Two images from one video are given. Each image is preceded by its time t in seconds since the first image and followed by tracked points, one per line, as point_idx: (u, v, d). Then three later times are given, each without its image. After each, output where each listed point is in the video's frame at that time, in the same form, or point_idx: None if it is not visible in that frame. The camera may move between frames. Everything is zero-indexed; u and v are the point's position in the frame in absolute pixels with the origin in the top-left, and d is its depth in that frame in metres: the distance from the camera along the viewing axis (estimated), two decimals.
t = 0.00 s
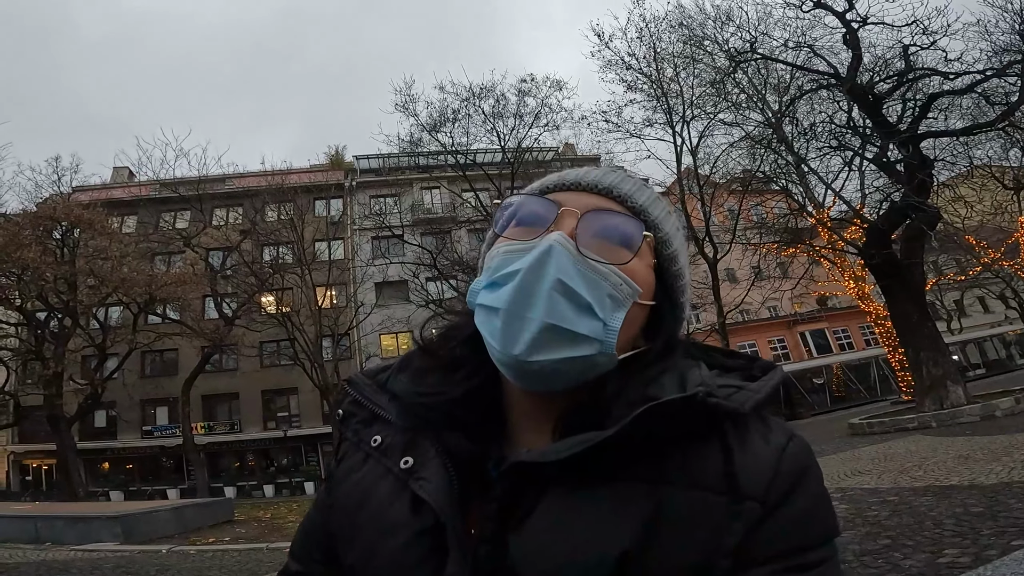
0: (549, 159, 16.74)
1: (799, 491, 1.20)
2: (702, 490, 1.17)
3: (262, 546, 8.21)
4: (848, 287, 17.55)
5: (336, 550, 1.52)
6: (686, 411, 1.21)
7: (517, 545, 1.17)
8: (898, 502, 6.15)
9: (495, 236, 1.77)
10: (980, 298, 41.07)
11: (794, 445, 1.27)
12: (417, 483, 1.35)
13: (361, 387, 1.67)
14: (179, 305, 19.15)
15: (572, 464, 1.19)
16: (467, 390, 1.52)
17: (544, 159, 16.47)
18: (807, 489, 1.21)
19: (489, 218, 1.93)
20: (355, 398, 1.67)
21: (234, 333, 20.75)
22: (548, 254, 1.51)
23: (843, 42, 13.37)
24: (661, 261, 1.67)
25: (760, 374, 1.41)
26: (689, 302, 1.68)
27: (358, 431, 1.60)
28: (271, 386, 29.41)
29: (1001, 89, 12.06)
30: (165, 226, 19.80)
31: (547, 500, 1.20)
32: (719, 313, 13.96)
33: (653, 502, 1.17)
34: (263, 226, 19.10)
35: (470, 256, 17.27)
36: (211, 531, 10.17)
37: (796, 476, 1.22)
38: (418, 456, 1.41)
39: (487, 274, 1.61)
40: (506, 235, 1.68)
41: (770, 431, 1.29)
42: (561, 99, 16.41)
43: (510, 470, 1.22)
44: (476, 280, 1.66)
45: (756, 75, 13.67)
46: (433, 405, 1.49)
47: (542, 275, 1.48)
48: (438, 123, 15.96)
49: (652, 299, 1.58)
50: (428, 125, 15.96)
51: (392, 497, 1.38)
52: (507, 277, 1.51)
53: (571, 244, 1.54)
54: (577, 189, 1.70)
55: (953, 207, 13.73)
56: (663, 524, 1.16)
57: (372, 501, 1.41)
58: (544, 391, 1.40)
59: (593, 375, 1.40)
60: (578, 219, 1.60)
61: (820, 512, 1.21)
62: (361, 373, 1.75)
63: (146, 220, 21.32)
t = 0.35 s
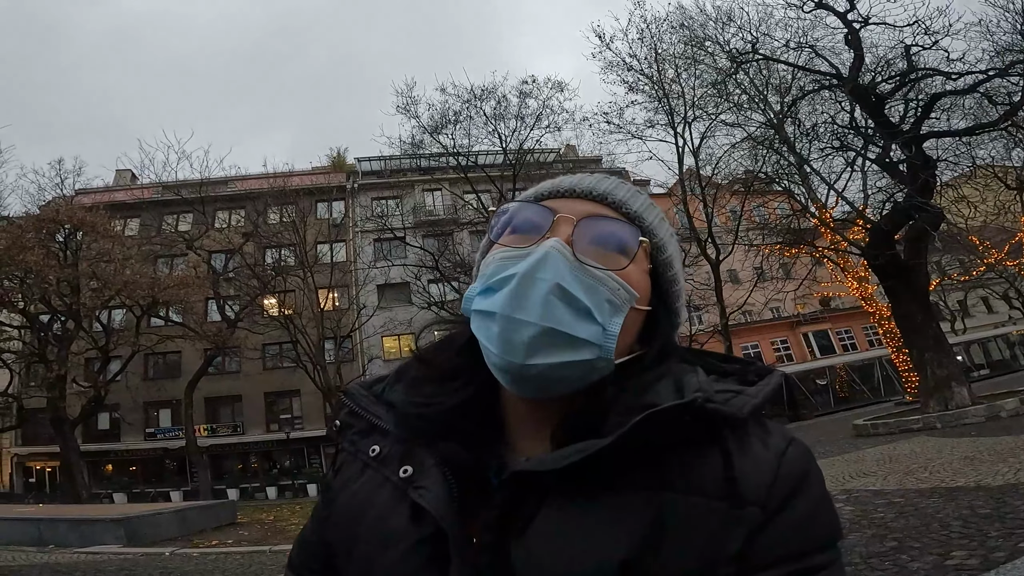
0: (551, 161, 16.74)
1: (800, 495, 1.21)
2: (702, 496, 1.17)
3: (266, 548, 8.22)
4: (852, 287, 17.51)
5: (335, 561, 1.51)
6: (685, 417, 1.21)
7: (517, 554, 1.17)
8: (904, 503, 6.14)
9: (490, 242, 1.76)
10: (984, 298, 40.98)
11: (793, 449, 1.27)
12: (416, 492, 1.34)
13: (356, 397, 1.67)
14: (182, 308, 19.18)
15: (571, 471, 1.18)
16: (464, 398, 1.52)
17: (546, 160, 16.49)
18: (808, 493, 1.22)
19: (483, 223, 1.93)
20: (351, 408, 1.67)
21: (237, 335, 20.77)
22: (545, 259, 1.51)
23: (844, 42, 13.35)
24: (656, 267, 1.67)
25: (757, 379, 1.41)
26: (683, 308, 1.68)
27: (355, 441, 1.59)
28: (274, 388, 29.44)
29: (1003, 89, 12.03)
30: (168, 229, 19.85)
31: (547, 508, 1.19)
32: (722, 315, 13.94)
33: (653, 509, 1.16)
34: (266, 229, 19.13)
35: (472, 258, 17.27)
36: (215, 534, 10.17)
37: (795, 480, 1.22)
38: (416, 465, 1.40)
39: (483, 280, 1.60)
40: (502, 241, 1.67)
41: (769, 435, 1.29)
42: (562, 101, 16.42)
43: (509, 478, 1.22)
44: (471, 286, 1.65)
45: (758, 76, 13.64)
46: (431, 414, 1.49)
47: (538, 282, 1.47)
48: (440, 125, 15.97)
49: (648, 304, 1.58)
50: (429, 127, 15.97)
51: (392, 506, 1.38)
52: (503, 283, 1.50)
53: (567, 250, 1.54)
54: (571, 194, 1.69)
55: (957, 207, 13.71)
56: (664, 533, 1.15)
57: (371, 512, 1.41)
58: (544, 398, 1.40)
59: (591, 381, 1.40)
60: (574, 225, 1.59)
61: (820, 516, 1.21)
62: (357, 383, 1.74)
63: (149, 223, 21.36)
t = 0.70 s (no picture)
0: (552, 163, 16.78)
1: (782, 495, 1.19)
2: (686, 495, 1.17)
3: (265, 548, 8.23)
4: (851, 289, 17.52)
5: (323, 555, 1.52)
6: (669, 416, 1.21)
7: (503, 549, 1.19)
8: (902, 504, 6.14)
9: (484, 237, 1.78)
10: (984, 300, 40.99)
11: (776, 447, 1.25)
12: (403, 488, 1.34)
13: (346, 390, 1.65)
14: (182, 309, 19.19)
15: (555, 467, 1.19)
16: (455, 394, 1.53)
17: (547, 162, 16.54)
18: (791, 491, 1.20)
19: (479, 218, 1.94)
20: (339, 401, 1.65)
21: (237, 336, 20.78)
22: (537, 257, 1.52)
23: (844, 44, 13.37)
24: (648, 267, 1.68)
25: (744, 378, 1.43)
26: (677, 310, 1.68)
27: (343, 436, 1.59)
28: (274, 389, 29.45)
29: (1002, 91, 12.05)
30: (168, 230, 19.89)
31: (532, 505, 1.20)
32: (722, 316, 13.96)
33: (635, 506, 1.17)
34: (267, 230, 19.16)
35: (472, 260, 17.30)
36: (214, 533, 10.18)
37: (779, 478, 1.20)
38: (403, 461, 1.41)
39: (474, 275, 1.61)
40: (495, 237, 1.69)
41: (753, 434, 1.28)
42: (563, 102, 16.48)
43: (495, 475, 1.23)
44: (464, 280, 1.67)
45: (759, 77, 13.66)
46: (420, 413, 1.49)
47: (529, 278, 1.48)
48: (440, 126, 16.02)
49: (641, 303, 1.59)
50: (429, 128, 16.03)
51: (380, 501, 1.39)
52: (494, 279, 1.52)
53: (559, 248, 1.55)
54: (565, 193, 1.71)
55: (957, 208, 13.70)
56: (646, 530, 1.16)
57: (359, 507, 1.41)
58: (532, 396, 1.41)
59: (579, 378, 1.41)
60: (566, 223, 1.61)
61: (805, 514, 1.20)
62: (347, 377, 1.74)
63: (150, 223, 21.42)
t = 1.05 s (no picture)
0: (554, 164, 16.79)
1: (757, 486, 1.20)
2: (663, 488, 1.18)
3: (264, 548, 8.23)
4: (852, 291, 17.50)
5: (313, 560, 1.52)
6: (641, 411, 1.21)
7: (486, 548, 1.19)
8: (902, 505, 6.12)
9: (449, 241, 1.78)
10: (985, 302, 40.95)
11: (748, 439, 1.27)
12: (384, 491, 1.35)
13: (327, 399, 1.68)
14: (183, 309, 19.20)
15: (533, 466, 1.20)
16: (433, 398, 1.53)
17: (549, 164, 16.57)
18: (765, 481, 1.22)
19: (445, 221, 1.95)
20: (322, 410, 1.68)
21: (238, 336, 20.80)
22: (499, 259, 1.52)
23: (846, 45, 13.36)
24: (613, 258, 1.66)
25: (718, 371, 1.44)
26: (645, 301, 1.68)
27: (328, 443, 1.60)
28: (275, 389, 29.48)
29: (1005, 93, 12.04)
30: (169, 230, 19.91)
31: (510, 505, 1.21)
32: (722, 318, 13.94)
33: (615, 502, 1.17)
34: (268, 230, 19.16)
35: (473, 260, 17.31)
36: (214, 533, 10.18)
37: (752, 470, 1.22)
38: (385, 466, 1.41)
39: (439, 282, 1.61)
40: (458, 241, 1.68)
41: (726, 426, 1.29)
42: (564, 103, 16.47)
43: (473, 476, 1.23)
44: (432, 286, 1.67)
45: (760, 79, 13.64)
46: (400, 418, 1.49)
47: (492, 282, 1.47)
48: (442, 126, 16.02)
49: (607, 297, 1.59)
50: (431, 129, 16.02)
51: (364, 504, 1.39)
52: (459, 285, 1.52)
53: (520, 249, 1.55)
54: (523, 191, 1.70)
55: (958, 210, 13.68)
56: (624, 525, 1.16)
57: (345, 511, 1.42)
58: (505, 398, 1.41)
59: (551, 377, 1.42)
60: (526, 222, 1.61)
61: (781, 506, 1.21)
62: (330, 387, 1.75)
63: (151, 223, 21.43)
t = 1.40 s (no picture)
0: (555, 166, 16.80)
1: (796, 474, 1.19)
2: (699, 479, 1.17)
3: (266, 548, 8.20)
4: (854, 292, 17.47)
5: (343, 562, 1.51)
6: (672, 402, 1.20)
7: (522, 547, 1.18)
8: (909, 506, 6.10)
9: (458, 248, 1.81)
10: (986, 305, 40.89)
11: (788, 427, 1.25)
12: (414, 489, 1.34)
13: (352, 401, 1.66)
14: (184, 309, 19.20)
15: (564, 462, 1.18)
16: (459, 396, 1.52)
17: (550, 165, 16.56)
18: (807, 471, 1.20)
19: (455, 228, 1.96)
20: (347, 412, 1.67)
21: (239, 335, 20.80)
22: (496, 255, 1.52)
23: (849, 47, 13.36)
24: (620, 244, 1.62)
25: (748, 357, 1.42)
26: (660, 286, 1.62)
27: (353, 444, 1.59)
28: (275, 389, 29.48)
29: (1009, 94, 12.04)
30: (170, 229, 19.96)
31: (544, 502, 1.19)
32: (724, 318, 13.93)
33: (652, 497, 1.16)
34: (269, 229, 19.17)
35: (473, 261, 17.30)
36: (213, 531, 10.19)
37: (792, 459, 1.20)
38: (412, 464, 1.40)
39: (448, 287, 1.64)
40: (464, 246, 1.71)
41: (763, 413, 1.27)
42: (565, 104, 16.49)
43: (504, 472, 1.22)
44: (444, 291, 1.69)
45: (762, 80, 13.62)
46: (425, 417, 1.48)
47: (490, 279, 1.48)
48: (444, 127, 16.03)
49: (616, 284, 1.55)
50: (432, 129, 16.04)
51: (392, 506, 1.38)
52: (462, 285, 1.54)
53: (518, 245, 1.55)
54: (522, 189, 1.69)
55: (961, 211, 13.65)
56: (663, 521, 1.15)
57: (374, 510, 1.40)
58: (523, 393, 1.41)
59: (564, 370, 1.40)
60: (523, 218, 1.60)
61: (823, 494, 1.19)
62: (353, 388, 1.74)
63: (153, 222, 21.43)
